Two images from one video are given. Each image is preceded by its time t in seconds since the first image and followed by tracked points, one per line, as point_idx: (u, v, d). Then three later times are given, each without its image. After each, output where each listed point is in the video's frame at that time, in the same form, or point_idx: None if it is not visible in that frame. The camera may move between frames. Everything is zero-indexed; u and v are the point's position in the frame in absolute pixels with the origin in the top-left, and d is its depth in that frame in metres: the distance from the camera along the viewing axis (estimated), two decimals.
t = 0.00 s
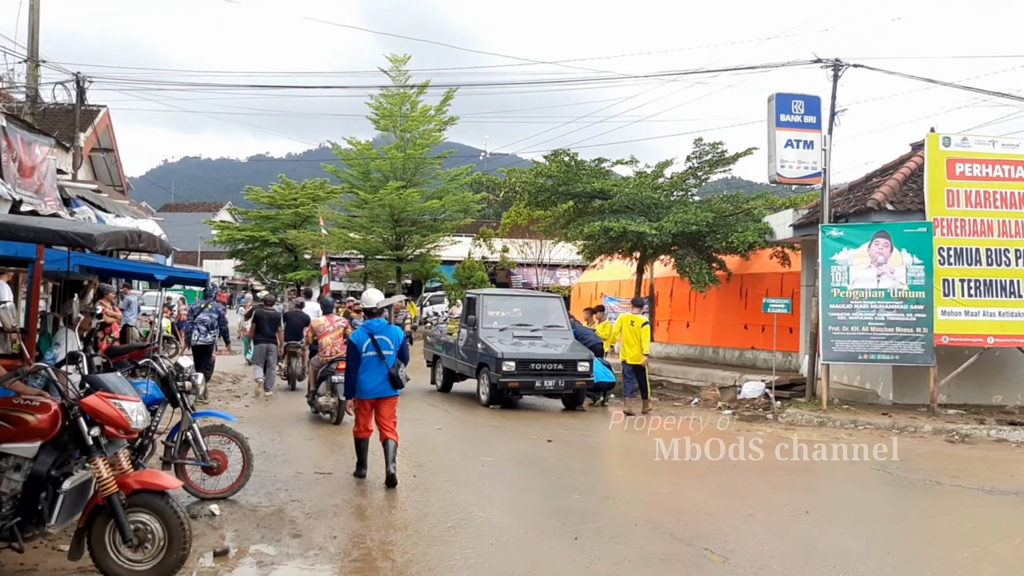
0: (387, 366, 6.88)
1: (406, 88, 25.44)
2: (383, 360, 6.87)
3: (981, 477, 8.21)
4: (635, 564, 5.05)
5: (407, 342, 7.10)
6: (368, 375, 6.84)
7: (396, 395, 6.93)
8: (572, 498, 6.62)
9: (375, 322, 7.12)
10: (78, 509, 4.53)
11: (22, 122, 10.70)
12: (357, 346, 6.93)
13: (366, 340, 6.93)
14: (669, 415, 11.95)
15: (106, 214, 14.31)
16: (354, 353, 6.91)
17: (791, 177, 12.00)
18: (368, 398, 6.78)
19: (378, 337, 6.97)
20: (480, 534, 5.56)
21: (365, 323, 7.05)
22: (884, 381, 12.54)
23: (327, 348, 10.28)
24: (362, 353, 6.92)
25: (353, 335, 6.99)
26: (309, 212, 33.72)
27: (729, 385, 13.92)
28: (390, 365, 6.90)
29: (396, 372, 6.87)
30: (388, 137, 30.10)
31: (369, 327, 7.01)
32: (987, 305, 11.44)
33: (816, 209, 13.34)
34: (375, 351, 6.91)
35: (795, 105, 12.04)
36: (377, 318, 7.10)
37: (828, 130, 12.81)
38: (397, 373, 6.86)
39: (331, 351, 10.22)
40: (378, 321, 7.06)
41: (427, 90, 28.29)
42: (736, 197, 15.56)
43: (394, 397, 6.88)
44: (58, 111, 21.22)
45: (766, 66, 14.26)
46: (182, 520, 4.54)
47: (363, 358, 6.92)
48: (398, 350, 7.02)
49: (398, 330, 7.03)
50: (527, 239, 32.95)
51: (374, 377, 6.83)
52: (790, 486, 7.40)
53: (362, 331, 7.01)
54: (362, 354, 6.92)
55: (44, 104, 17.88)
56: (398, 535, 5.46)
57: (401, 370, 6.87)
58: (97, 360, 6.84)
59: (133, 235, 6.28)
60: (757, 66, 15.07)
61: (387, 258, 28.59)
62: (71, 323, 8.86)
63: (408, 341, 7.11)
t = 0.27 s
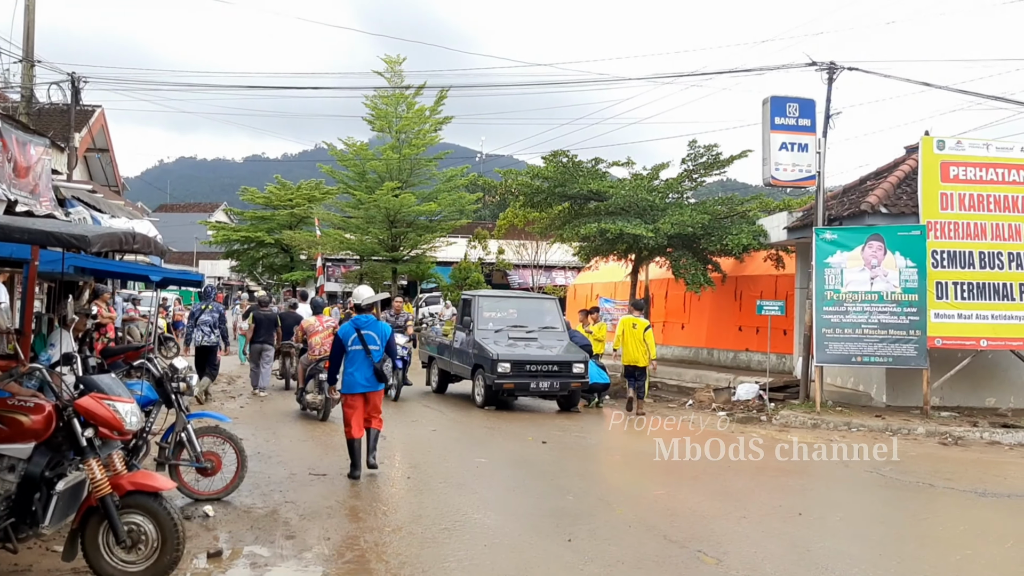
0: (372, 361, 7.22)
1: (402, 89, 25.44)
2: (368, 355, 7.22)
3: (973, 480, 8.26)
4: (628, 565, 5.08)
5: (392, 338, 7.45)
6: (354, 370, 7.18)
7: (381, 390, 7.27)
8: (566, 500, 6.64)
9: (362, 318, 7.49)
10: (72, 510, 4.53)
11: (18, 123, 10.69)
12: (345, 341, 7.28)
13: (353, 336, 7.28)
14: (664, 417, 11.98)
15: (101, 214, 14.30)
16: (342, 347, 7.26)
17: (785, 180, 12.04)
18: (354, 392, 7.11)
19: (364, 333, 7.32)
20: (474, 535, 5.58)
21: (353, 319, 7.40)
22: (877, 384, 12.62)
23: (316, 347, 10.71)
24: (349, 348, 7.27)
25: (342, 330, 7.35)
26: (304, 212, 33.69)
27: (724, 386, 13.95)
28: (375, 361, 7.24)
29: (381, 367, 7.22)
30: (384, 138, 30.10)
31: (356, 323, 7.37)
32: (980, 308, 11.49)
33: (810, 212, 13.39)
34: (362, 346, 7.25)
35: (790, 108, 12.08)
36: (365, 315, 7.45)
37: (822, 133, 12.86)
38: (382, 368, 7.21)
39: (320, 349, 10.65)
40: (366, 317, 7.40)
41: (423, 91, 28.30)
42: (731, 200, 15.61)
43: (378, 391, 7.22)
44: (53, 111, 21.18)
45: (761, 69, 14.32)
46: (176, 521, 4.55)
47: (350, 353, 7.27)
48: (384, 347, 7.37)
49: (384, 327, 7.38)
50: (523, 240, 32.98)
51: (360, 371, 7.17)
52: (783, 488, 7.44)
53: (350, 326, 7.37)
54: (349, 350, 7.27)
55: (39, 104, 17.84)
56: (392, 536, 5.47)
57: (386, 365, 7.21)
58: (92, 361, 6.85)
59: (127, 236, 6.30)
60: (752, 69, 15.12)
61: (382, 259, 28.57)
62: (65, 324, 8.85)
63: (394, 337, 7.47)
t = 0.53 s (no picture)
0: (362, 366, 7.34)
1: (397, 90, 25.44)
2: (358, 359, 7.33)
3: (965, 481, 8.30)
4: (620, 566, 5.09)
5: (384, 342, 7.52)
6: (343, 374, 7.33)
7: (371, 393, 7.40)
8: (560, 500, 6.65)
9: (356, 322, 7.60)
10: (63, 511, 4.52)
11: (11, 123, 10.66)
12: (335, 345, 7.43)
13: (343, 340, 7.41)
14: (657, 418, 12.00)
15: (95, 214, 14.26)
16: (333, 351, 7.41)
17: (779, 182, 12.08)
18: (344, 395, 7.27)
19: (355, 337, 7.43)
20: (466, 536, 5.57)
21: (345, 323, 7.52)
22: (870, 385, 12.69)
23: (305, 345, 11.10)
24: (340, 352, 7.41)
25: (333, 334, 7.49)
26: (298, 213, 33.66)
27: (717, 388, 13.98)
28: (365, 365, 7.35)
29: (370, 372, 7.33)
30: (378, 139, 30.09)
31: (348, 327, 7.48)
32: (973, 310, 11.55)
33: (804, 213, 13.43)
34: (351, 351, 7.37)
35: (783, 110, 12.12)
36: (357, 319, 7.56)
37: (816, 135, 12.91)
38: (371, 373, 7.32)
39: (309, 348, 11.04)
40: (357, 322, 7.50)
41: (417, 92, 28.30)
42: (725, 202, 15.65)
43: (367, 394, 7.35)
44: (47, 111, 21.13)
45: (755, 71, 14.36)
46: (168, 522, 4.54)
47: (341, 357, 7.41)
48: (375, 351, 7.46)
49: (375, 332, 7.46)
50: (517, 241, 33.01)
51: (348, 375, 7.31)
52: (776, 489, 7.47)
53: (342, 329, 7.50)
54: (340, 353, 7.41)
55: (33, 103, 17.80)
56: (384, 538, 5.47)
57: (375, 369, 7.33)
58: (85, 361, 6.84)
59: (119, 237, 6.30)
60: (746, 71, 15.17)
61: (376, 260, 28.54)
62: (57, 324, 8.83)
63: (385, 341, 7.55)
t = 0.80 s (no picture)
0: (353, 356, 7.66)
1: (389, 88, 25.41)
2: (349, 350, 7.67)
3: (954, 481, 8.35)
4: (611, 566, 5.10)
5: (373, 334, 7.87)
6: (335, 364, 7.62)
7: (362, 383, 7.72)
8: (551, 500, 6.66)
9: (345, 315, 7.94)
10: (53, 510, 4.50)
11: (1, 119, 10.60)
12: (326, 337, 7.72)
13: (334, 332, 7.72)
14: (649, 417, 12.03)
15: (85, 212, 14.20)
16: (323, 343, 7.69)
17: (771, 182, 12.11)
18: (337, 384, 7.56)
19: (345, 329, 7.75)
20: (457, 536, 5.57)
21: (335, 316, 7.83)
22: (859, 385, 12.73)
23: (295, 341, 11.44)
24: (331, 344, 7.71)
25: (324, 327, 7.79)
26: (290, 212, 33.57)
27: (709, 387, 14.01)
28: (356, 355, 7.68)
29: (361, 362, 7.66)
30: (370, 137, 30.05)
31: (338, 320, 7.79)
32: (963, 311, 11.61)
33: (795, 214, 13.47)
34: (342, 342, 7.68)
35: (775, 111, 12.15)
36: (347, 312, 7.89)
37: (807, 136, 12.96)
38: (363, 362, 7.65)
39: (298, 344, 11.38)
40: (347, 315, 7.83)
41: (409, 90, 28.26)
42: (717, 202, 15.68)
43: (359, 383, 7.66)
44: (37, 109, 21.02)
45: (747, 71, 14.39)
46: (157, 521, 4.52)
47: (331, 348, 7.71)
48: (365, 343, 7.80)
49: (365, 324, 7.80)
50: (510, 240, 33.02)
51: (340, 365, 7.62)
52: (767, 489, 7.49)
53: (332, 323, 7.80)
54: (331, 345, 7.71)
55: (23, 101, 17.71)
56: (375, 537, 5.47)
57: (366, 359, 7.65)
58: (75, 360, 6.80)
59: (110, 235, 6.28)
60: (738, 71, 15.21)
61: (368, 259, 28.46)
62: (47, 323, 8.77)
63: (374, 333, 7.90)
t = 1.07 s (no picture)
0: (339, 357, 7.70)
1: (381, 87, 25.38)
2: (335, 351, 7.70)
3: (944, 479, 8.39)
4: (602, 564, 5.10)
5: (357, 334, 7.90)
6: (321, 365, 7.65)
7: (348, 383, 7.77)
8: (543, 498, 6.66)
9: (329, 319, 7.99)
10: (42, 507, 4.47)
11: None
12: (311, 339, 7.73)
13: (319, 333, 7.73)
14: (641, 416, 12.05)
15: (75, 210, 14.13)
16: (308, 345, 7.71)
17: (762, 181, 12.15)
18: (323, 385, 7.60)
19: (329, 330, 7.77)
20: (448, 534, 5.57)
21: (318, 318, 7.83)
22: (851, 383, 12.80)
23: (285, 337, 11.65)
24: (316, 345, 7.73)
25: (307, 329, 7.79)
26: (281, 210, 33.47)
27: (700, 386, 14.04)
28: (342, 356, 7.72)
29: (347, 362, 7.70)
30: (362, 136, 30.00)
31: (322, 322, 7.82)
32: (953, 310, 11.67)
33: (786, 213, 13.51)
34: (328, 343, 7.70)
35: (766, 110, 12.19)
36: (330, 313, 7.90)
37: (799, 135, 13.00)
38: (349, 363, 7.69)
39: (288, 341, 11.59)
40: (330, 316, 7.83)
41: (401, 89, 28.22)
42: (708, 201, 15.72)
43: (346, 383, 7.71)
44: (26, 106, 20.89)
45: (738, 70, 14.43)
46: (148, 519, 4.50)
47: (317, 350, 7.72)
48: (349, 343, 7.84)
49: (348, 325, 7.83)
50: (501, 239, 33.03)
51: (326, 367, 7.65)
52: (758, 487, 7.51)
53: (316, 325, 7.81)
54: (316, 347, 7.73)
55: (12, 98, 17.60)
56: (366, 535, 5.46)
57: (352, 360, 7.69)
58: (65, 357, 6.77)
59: (99, 232, 6.27)
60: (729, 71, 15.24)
61: (360, 258, 28.40)
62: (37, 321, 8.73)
63: (358, 333, 7.94)
